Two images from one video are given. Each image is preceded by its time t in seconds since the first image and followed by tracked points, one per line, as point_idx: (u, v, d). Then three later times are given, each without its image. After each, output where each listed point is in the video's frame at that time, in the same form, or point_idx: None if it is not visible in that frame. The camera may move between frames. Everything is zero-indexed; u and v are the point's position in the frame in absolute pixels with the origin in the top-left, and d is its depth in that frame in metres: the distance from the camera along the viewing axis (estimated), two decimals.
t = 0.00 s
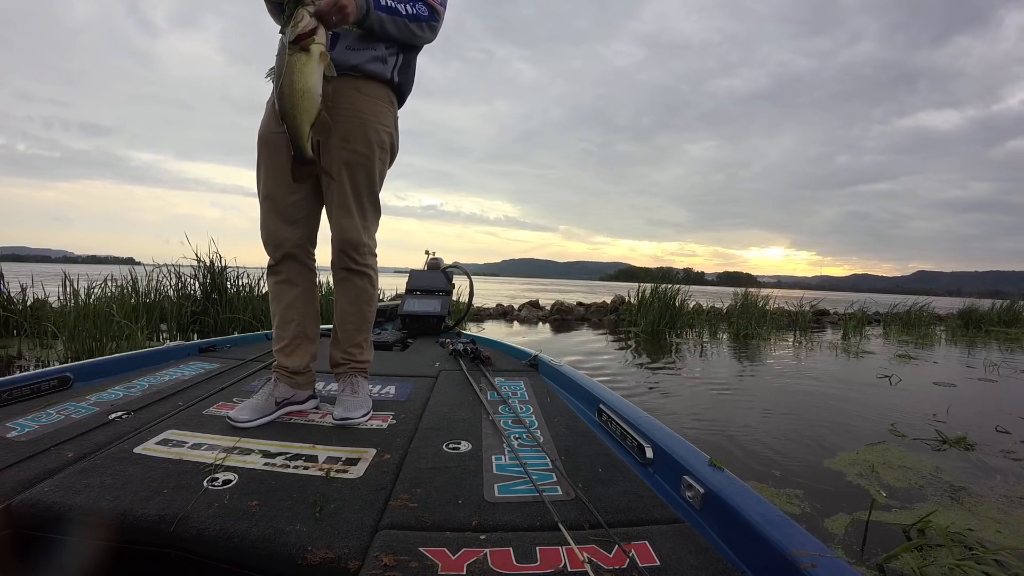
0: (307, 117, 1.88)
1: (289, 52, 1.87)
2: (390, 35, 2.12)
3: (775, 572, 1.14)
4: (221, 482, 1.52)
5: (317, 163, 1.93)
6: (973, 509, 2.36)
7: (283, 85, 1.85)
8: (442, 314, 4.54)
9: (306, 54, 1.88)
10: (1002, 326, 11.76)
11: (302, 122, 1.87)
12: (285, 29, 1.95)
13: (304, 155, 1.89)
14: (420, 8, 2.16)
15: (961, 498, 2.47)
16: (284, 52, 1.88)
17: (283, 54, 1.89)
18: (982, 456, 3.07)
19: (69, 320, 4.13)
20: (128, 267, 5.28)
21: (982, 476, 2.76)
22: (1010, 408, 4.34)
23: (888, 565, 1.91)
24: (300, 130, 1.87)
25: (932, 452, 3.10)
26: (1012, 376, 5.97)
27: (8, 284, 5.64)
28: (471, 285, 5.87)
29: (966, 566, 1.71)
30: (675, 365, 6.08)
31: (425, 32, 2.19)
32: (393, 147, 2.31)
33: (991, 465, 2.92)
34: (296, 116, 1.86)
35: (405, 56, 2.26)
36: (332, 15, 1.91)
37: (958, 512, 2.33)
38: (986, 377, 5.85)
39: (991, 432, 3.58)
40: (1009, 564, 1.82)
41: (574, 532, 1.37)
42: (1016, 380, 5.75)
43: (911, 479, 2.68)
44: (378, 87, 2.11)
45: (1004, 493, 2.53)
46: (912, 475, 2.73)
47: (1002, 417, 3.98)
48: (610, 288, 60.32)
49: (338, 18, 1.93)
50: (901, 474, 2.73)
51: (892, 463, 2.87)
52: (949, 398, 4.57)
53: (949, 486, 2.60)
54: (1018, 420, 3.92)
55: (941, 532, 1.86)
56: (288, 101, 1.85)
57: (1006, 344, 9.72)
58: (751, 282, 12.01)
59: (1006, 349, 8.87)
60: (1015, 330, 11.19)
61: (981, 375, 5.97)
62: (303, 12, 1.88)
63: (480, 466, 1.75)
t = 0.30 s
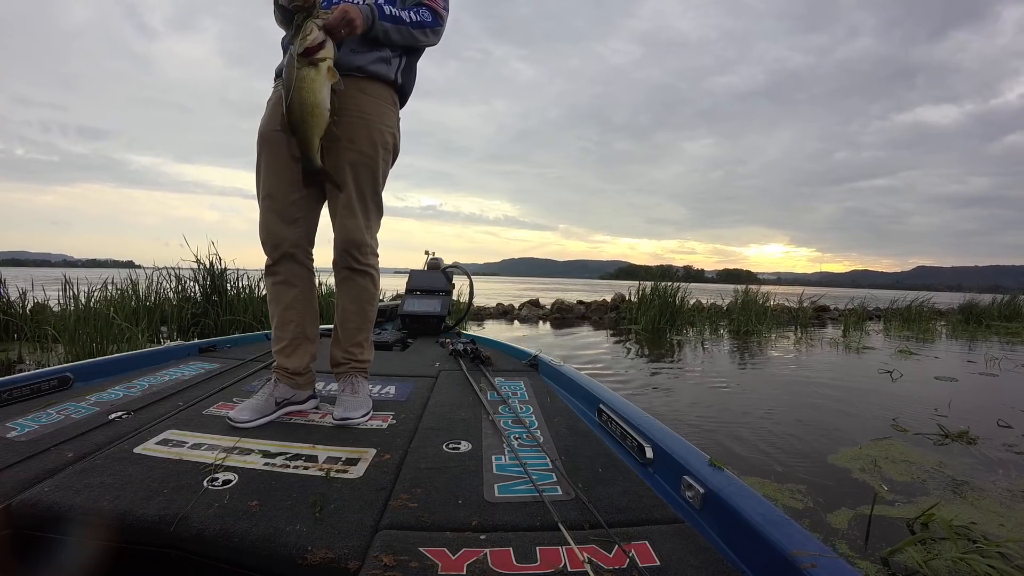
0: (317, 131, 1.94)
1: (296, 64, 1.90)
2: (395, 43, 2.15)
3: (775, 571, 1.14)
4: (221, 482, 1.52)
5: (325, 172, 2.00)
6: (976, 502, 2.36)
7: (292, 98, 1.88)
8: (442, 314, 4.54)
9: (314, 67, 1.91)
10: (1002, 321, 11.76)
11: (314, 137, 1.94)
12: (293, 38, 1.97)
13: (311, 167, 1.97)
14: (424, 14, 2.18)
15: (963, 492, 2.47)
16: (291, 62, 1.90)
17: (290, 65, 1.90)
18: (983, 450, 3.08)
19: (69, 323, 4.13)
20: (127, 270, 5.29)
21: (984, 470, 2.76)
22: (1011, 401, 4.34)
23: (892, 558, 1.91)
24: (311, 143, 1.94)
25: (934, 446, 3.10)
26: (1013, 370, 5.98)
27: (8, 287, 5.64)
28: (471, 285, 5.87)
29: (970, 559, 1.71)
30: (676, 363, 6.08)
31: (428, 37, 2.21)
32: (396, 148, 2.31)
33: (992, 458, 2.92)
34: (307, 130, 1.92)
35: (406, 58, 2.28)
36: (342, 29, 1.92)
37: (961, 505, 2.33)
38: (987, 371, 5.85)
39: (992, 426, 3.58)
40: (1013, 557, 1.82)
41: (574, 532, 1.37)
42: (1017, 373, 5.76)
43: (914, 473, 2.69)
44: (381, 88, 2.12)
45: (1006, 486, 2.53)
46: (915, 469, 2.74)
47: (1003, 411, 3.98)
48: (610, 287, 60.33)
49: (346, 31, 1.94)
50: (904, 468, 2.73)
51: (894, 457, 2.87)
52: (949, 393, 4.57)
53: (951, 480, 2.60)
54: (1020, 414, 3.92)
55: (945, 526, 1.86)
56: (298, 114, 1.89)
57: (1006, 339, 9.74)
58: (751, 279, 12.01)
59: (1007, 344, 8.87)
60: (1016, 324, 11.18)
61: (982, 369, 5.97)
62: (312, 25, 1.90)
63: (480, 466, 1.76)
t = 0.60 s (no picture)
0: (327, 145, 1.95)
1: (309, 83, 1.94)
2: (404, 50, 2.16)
3: (775, 571, 1.14)
4: (221, 482, 1.52)
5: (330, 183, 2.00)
6: (978, 503, 2.36)
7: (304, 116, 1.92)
8: (442, 314, 4.54)
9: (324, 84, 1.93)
10: (1003, 321, 11.75)
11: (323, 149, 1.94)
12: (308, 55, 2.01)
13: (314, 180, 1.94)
14: (433, 19, 2.19)
15: (966, 493, 2.48)
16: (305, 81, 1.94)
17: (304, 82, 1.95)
18: (986, 451, 3.08)
19: (69, 323, 4.13)
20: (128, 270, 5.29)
21: (986, 471, 2.76)
22: (1013, 402, 4.34)
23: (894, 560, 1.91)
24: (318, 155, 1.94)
25: (936, 447, 3.11)
26: (1015, 371, 5.98)
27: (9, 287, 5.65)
28: (471, 285, 5.87)
29: (972, 561, 1.72)
30: (677, 363, 6.07)
31: (436, 42, 2.21)
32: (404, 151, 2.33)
33: (995, 459, 2.93)
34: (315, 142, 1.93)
35: (414, 63, 2.29)
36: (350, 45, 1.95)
37: (963, 506, 2.34)
38: (988, 372, 5.84)
39: (994, 427, 3.58)
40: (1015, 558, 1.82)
41: (574, 532, 1.37)
42: (1019, 374, 5.75)
43: (916, 474, 2.69)
44: (390, 93, 2.14)
45: (1008, 488, 2.53)
46: (917, 470, 2.74)
47: (1005, 413, 3.98)
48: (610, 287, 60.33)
49: (355, 44, 1.97)
50: (906, 469, 2.74)
51: (897, 458, 2.87)
52: (951, 394, 4.57)
53: (953, 481, 2.60)
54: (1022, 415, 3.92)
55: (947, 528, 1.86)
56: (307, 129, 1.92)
57: (1007, 339, 9.75)
58: (752, 279, 12.01)
59: (1009, 344, 8.87)
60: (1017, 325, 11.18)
61: (984, 370, 5.96)
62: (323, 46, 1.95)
63: (480, 466, 1.75)
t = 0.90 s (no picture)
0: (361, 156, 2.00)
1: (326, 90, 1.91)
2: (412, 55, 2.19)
3: (775, 571, 1.14)
4: (220, 482, 1.52)
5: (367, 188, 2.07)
6: (981, 507, 2.36)
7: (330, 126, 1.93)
8: (442, 314, 4.54)
9: (343, 92, 1.92)
10: (1005, 323, 11.73)
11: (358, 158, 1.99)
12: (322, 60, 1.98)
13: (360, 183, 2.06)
14: (441, 26, 2.22)
15: (968, 497, 2.48)
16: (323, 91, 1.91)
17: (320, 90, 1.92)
18: (988, 454, 3.08)
19: (70, 322, 4.12)
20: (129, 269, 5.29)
21: (989, 474, 2.76)
22: (1015, 405, 4.34)
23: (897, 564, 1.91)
24: (356, 164, 2.00)
25: (938, 449, 3.11)
26: (1017, 374, 5.98)
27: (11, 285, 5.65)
28: (471, 285, 5.87)
29: (975, 565, 1.72)
30: (679, 364, 6.07)
31: (444, 49, 2.25)
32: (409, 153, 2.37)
33: (997, 463, 2.92)
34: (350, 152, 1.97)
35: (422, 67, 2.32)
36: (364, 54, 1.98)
37: (966, 510, 2.34)
38: (991, 375, 5.84)
39: (996, 429, 3.57)
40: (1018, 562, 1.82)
41: (574, 532, 1.36)
42: (1021, 377, 5.75)
43: (919, 477, 2.69)
44: (400, 97, 2.18)
45: (1012, 491, 2.52)
46: (919, 473, 2.74)
47: (1007, 415, 3.98)
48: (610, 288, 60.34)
49: (366, 52, 2.00)
50: (908, 472, 2.73)
51: (900, 460, 2.87)
52: (953, 396, 4.57)
53: (956, 484, 2.61)
54: None
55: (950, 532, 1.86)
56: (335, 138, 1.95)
57: (1009, 342, 9.74)
58: (754, 280, 12.01)
59: (1010, 347, 8.87)
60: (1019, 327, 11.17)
61: (986, 373, 5.96)
62: (335, 53, 1.91)
63: (480, 466, 1.75)
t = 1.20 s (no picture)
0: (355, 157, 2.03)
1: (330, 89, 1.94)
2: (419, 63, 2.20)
3: (774, 571, 1.14)
4: (220, 482, 1.52)
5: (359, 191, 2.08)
6: (983, 510, 2.36)
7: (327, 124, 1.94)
8: (442, 314, 4.54)
9: (352, 95, 1.97)
10: (1007, 325, 11.73)
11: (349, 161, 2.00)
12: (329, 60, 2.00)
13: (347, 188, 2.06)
14: (447, 36, 2.23)
15: (970, 499, 2.48)
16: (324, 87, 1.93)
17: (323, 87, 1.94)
18: (990, 456, 3.08)
19: (70, 321, 4.12)
20: (130, 268, 5.28)
21: (991, 476, 2.76)
22: (1016, 407, 4.34)
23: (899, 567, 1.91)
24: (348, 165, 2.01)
25: (940, 451, 3.11)
26: (1018, 376, 5.98)
27: (11, 284, 5.65)
28: (471, 285, 5.87)
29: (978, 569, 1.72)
30: (680, 365, 6.08)
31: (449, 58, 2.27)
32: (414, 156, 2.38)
33: (999, 465, 2.93)
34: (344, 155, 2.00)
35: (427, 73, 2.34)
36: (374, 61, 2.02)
37: (968, 512, 2.34)
38: (992, 377, 5.84)
39: (998, 432, 3.57)
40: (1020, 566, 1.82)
41: (575, 532, 1.36)
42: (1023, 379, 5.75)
43: (920, 479, 2.69)
44: (404, 100, 2.20)
45: (1014, 494, 2.52)
46: (921, 474, 2.74)
47: (1009, 417, 3.98)
48: (610, 288, 60.36)
49: (378, 61, 2.04)
50: (910, 474, 2.74)
51: (901, 462, 2.87)
52: (955, 398, 4.57)
53: (958, 487, 2.61)
54: None
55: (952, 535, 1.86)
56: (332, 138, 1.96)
57: (1012, 344, 9.73)
58: (755, 281, 12.02)
59: (1012, 349, 8.86)
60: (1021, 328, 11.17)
61: (988, 375, 5.96)
62: (346, 52, 1.95)
63: (480, 466, 1.75)
